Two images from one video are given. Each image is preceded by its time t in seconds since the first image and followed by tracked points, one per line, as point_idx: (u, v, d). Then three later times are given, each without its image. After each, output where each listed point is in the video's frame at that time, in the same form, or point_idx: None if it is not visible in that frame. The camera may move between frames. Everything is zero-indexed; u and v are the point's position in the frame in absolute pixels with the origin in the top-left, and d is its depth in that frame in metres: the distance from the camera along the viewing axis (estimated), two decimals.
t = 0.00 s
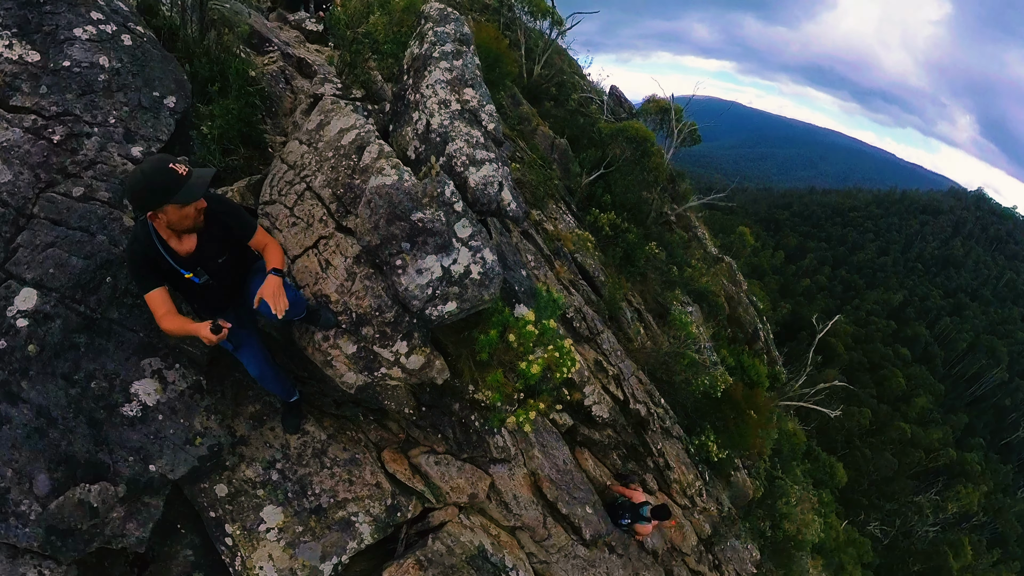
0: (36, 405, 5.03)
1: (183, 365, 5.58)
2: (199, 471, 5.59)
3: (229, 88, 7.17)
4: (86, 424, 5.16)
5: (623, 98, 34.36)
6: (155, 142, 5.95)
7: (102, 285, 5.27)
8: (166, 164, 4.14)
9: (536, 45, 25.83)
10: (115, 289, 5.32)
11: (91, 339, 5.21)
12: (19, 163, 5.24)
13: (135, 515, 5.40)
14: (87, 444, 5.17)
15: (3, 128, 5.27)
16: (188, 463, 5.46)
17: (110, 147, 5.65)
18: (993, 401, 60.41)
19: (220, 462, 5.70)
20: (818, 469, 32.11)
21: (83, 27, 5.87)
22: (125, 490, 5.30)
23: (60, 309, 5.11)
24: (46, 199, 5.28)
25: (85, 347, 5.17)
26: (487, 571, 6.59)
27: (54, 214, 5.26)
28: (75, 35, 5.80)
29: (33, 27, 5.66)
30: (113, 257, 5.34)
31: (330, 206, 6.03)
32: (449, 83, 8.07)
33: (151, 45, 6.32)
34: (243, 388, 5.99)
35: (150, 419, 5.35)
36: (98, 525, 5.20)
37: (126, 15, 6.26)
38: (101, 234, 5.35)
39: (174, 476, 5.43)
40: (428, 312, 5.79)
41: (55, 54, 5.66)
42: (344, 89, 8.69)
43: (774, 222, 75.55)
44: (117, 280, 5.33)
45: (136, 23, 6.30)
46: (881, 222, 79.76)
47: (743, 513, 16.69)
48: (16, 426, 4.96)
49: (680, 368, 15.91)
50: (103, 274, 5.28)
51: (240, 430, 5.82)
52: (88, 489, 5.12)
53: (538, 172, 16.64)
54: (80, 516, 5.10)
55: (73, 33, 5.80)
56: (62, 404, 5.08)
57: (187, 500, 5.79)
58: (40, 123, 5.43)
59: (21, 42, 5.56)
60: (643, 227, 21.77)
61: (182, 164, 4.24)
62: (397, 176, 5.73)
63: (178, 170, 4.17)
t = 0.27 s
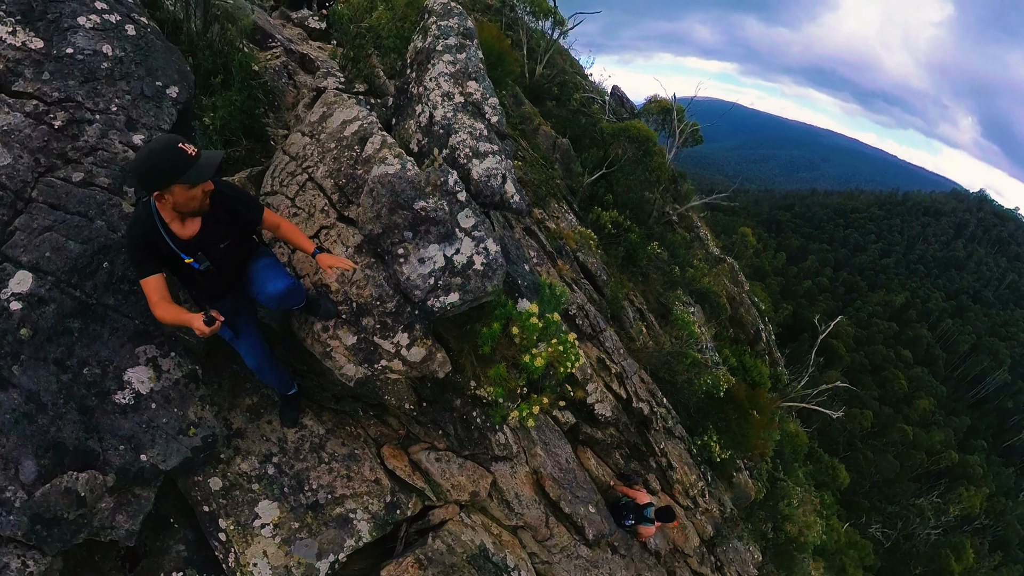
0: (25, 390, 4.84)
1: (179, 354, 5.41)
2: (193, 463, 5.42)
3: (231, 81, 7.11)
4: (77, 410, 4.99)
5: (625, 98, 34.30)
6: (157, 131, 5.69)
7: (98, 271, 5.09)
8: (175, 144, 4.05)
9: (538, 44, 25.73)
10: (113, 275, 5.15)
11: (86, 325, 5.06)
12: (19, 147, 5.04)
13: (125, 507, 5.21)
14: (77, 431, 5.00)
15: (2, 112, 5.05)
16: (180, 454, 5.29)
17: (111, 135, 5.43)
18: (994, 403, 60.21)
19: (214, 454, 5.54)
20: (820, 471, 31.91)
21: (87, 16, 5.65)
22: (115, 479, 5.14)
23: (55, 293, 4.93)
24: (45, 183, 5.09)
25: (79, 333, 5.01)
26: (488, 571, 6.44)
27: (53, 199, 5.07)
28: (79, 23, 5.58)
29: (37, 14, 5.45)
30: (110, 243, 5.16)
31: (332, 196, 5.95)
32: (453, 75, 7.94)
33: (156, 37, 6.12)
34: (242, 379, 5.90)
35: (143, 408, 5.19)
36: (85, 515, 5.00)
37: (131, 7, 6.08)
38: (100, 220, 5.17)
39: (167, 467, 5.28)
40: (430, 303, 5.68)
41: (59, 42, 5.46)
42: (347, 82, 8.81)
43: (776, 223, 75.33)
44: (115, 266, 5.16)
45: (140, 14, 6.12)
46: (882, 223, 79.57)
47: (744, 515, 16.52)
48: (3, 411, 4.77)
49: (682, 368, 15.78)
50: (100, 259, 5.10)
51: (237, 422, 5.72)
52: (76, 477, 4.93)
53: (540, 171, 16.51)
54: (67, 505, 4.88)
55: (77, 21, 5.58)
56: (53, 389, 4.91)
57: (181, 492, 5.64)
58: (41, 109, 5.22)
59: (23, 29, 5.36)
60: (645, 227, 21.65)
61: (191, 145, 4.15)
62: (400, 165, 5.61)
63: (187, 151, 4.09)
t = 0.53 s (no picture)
0: (23, 376, 4.75)
1: (180, 345, 5.36)
2: (191, 455, 5.32)
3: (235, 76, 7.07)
4: (74, 400, 4.90)
5: (626, 98, 34.28)
6: (162, 124, 5.69)
7: (100, 261, 5.06)
8: (193, 131, 4.03)
9: (540, 45, 25.70)
10: (114, 264, 5.11)
11: (86, 314, 5.01)
12: (23, 136, 5.01)
13: (121, 499, 5.13)
14: (74, 420, 4.89)
15: (7, 101, 5.04)
16: (179, 445, 5.18)
17: (115, 126, 5.42)
18: (996, 404, 60.09)
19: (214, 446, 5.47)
20: (821, 472, 31.80)
21: (93, 9, 5.65)
22: (111, 470, 5.00)
23: (55, 281, 4.89)
24: (49, 172, 5.07)
25: (78, 321, 4.97)
26: (491, 569, 6.31)
27: (55, 187, 5.05)
28: (84, 15, 5.57)
29: (42, 6, 5.47)
30: (113, 232, 5.13)
31: (335, 189, 5.92)
32: (457, 71, 7.96)
33: (160, 30, 6.08)
34: (242, 372, 5.87)
35: (142, 398, 5.13)
36: (80, 505, 4.89)
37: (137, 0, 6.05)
38: (102, 209, 5.14)
39: (165, 458, 5.15)
40: (434, 296, 5.62)
41: (64, 34, 5.46)
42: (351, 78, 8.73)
43: (777, 224, 75.21)
44: (116, 255, 5.12)
45: (146, 7, 6.09)
46: (884, 224, 79.41)
47: (746, 515, 16.43)
48: None
49: (684, 367, 15.73)
50: (101, 248, 5.07)
51: (237, 416, 5.69)
52: (72, 466, 4.79)
53: (541, 171, 16.47)
54: (62, 496, 4.75)
55: (82, 13, 5.58)
56: (51, 376, 4.83)
57: (179, 487, 5.62)
58: (45, 99, 5.20)
59: (29, 21, 5.38)
60: (646, 227, 21.61)
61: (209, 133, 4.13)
62: (404, 157, 5.60)
63: (205, 138, 4.07)
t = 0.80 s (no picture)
0: (24, 356, 4.83)
1: (183, 330, 5.39)
2: (192, 442, 5.33)
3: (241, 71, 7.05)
4: (75, 381, 4.95)
5: (629, 99, 34.25)
6: (168, 114, 5.79)
7: (105, 244, 5.15)
8: (227, 114, 4.04)
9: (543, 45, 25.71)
10: (120, 248, 5.20)
11: (89, 296, 5.08)
12: (31, 120, 5.18)
13: (119, 484, 5.15)
14: (73, 401, 4.92)
15: (18, 85, 5.21)
16: (180, 431, 5.19)
17: (122, 114, 5.56)
18: (999, 407, 59.83)
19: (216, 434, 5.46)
20: (823, 474, 31.67)
21: None
22: (109, 454, 4.99)
23: (60, 263, 5.00)
24: (56, 156, 5.21)
25: (81, 303, 5.04)
26: (495, 565, 6.18)
27: (62, 171, 5.18)
28: (94, 6, 5.80)
29: None
30: (118, 218, 5.23)
31: (342, 180, 5.91)
32: (462, 67, 8.08)
33: (169, 22, 6.22)
34: (246, 362, 5.81)
35: (143, 381, 5.15)
36: (77, 490, 4.88)
37: None
38: (108, 194, 5.27)
39: (165, 444, 5.15)
40: (440, 286, 5.60)
41: (73, 23, 5.68)
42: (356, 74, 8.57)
43: (779, 226, 75.07)
44: (122, 239, 5.21)
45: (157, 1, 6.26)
46: (886, 226, 79.32)
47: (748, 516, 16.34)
48: None
49: (686, 366, 15.71)
50: (107, 233, 5.17)
51: (240, 406, 5.62)
52: (70, 448, 4.77)
53: (543, 170, 16.44)
54: (58, 478, 4.71)
55: (93, 4, 5.82)
56: (52, 356, 4.90)
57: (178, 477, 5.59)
58: (55, 85, 5.37)
59: (40, 10, 5.61)
60: (648, 227, 21.58)
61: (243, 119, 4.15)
62: (411, 148, 5.64)
63: (240, 123, 4.09)
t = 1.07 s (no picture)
0: (19, 333, 4.69)
1: (180, 315, 5.29)
2: (185, 427, 5.19)
3: (244, 65, 7.02)
4: (69, 360, 4.82)
5: (630, 99, 34.18)
6: (172, 104, 5.76)
7: (105, 228, 5.06)
8: (239, 104, 4.01)
9: (544, 45, 25.68)
10: (120, 230, 5.11)
11: (87, 277, 4.97)
12: (36, 105, 5.11)
13: (109, 467, 4.95)
14: (67, 379, 4.79)
15: (23, 72, 5.16)
16: (173, 414, 5.07)
17: (126, 103, 5.51)
18: (1001, 410, 59.56)
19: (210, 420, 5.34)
20: (825, 476, 31.48)
21: None
22: (100, 434, 4.88)
23: (59, 244, 4.90)
24: (59, 141, 5.13)
25: (79, 283, 4.92)
26: (494, 561, 6.02)
27: (66, 156, 5.11)
28: None
29: None
30: (120, 203, 5.14)
31: (342, 170, 5.82)
32: (463, 61, 8.02)
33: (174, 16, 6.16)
34: (243, 351, 5.80)
35: (138, 364, 5.02)
36: (66, 469, 4.71)
37: None
38: (110, 178, 5.19)
39: (158, 426, 5.03)
40: (439, 276, 5.53)
41: (80, 13, 5.65)
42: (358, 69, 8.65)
43: (780, 227, 74.95)
44: (121, 223, 5.12)
45: None
46: (887, 227, 79.12)
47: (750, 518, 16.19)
48: None
49: (687, 366, 15.63)
50: (106, 217, 5.07)
51: (235, 393, 5.54)
52: (61, 426, 4.68)
53: (545, 170, 16.40)
54: (48, 456, 4.61)
55: None
56: (49, 333, 4.78)
57: (172, 464, 5.55)
58: (60, 73, 5.32)
59: None
60: (650, 227, 21.47)
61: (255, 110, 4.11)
62: (411, 138, 5.61)
63: (251, 112, 4.05)
